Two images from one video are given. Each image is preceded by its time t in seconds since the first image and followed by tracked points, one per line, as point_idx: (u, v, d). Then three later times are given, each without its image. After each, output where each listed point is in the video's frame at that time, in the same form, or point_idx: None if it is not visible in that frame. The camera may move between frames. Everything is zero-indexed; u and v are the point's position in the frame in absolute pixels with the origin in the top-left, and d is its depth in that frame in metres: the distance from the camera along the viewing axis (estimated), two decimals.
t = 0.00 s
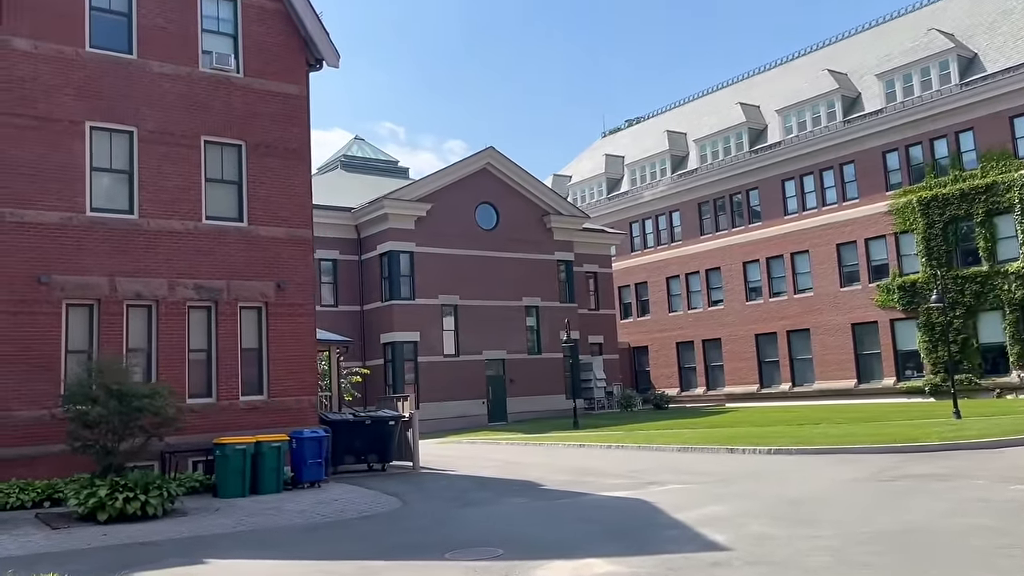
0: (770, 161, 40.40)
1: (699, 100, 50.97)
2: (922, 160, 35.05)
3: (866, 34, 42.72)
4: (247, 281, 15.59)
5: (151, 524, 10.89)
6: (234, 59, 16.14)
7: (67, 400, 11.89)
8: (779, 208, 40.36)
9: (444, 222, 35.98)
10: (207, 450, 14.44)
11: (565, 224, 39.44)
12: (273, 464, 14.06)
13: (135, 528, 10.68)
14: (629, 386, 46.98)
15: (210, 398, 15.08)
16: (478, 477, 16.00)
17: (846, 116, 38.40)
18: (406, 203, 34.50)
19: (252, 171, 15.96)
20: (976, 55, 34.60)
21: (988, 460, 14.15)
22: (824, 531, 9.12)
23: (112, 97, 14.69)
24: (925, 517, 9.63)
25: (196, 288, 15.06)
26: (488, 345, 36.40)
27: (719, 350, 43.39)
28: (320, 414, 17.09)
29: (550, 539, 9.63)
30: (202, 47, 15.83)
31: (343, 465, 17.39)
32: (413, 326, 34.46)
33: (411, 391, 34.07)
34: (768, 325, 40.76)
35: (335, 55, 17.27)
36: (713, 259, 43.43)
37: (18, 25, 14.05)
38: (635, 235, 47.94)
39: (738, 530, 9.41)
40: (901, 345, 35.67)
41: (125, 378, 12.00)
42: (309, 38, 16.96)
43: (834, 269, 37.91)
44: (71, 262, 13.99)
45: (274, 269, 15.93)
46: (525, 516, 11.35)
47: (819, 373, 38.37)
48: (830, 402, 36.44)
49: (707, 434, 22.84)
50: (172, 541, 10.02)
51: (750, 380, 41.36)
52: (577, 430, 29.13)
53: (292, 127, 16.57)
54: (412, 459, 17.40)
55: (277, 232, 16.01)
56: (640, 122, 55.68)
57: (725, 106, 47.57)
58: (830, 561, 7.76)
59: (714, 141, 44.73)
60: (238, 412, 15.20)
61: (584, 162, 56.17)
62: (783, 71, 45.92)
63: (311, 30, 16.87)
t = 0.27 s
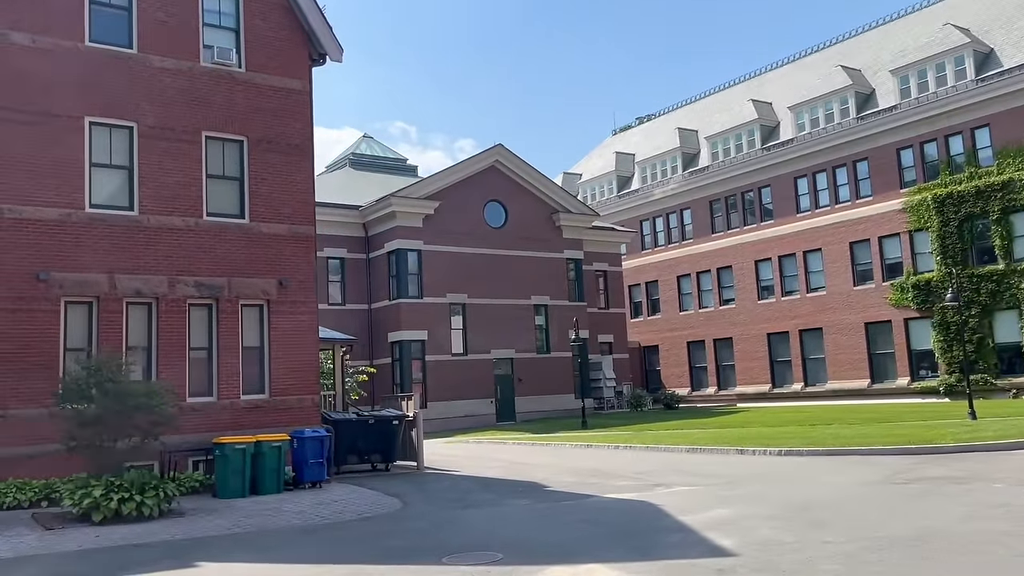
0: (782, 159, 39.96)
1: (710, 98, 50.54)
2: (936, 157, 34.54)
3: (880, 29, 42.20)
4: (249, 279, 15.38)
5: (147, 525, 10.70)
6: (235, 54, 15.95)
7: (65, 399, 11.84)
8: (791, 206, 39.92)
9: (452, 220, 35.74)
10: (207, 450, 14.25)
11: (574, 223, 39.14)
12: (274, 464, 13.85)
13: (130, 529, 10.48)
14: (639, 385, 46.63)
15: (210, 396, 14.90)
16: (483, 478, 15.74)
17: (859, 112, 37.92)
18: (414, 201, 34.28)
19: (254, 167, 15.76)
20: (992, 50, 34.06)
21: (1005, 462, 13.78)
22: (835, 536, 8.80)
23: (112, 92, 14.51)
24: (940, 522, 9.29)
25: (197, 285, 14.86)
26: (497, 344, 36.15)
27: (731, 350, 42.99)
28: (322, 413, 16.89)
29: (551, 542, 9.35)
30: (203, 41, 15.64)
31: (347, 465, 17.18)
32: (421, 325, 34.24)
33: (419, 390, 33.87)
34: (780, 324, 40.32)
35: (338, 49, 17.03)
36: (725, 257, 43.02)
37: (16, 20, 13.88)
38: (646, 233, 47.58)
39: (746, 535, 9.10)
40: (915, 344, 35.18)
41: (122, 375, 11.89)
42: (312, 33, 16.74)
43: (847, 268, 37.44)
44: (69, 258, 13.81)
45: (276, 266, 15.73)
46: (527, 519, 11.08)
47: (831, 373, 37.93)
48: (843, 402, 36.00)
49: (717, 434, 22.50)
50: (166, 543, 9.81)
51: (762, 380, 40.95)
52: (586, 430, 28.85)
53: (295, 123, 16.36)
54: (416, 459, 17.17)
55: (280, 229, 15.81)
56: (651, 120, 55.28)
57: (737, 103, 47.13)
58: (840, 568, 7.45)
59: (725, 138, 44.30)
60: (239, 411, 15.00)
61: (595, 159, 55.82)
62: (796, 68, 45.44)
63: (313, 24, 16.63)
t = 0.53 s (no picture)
0: (788, 159, 39.62)
1: (716, 98, 50.20)
2: (944, 158, 34.18)
3: (887, 29, 41.82)
4: (244, 276, 15.14)
5: (133, 527, 10.46)
6: (232, 48, 15.71)
7: (52, 396, 11.58)
8: (796, 207, 39.57)
9: (455, 219, 35.48)
10: (200, 450, 14.03)
11: (578, 223, 38.86)
12: (267, 465, 13.60)
13: (116, 531, 10.24)
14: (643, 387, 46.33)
15: (204, 395, 14.66)
16: (480, 480, 15.47)
17: (866, 113, 37.56)
18: (416, 200, 34.02)
19: (250, 163, 15.52)
20: (1001, 50, 33.69)
21: (1015, 468, 13.46)
22: (839, 544, 8.52)
23: (106, 85, 14.29)
24: (947, 530, 8.99)
25: (191, 282, 14.62)
26: (499, 344, 35.87)
27: (735, 351, 42.65)
28: (317, 412, 16.64)
29: (546, 547, 9.09)
30: (199, 35, 15.41)
31: (344, 466, 16.94)
32: (423, 324, 33.98)
33: (420, 390, 33.61)
34: (785, 326, 39.98)
35: (337, 44, 16.82)
36: (730, 258, 42.69)
37: (8, 12, 13.67)
38: (650, 234, 47.27)
39: (747, 542, 8.82)
40: (922, 347, 34.81)
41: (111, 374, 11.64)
42: (310, 27, 16.50)
43: (853, 269, 37.09)
44: (61, 254, 13.59)
45: (271, 263, 15.49)
46: (523, 523, 10.80)
47: (836, 375, 37.58)
48: (848, 405, 35.66)
49: (720, 437, 22.19)
50: (151, 546, 9.56)
51: (766, 382, 40.61)
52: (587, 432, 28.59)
53: (292, 118, 16.12)
54: (414, 460, 16.92)
55: (276, 226, 15.56)
56: (656, 120, 54.96)
57: (743, 103, 46.80)
58: None
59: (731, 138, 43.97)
60: (234, 410, 14.77)
61: (599, 159, 55.52)
62: (803, 68, 45.09)
63: (312, 19, 16.40)
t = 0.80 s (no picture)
0: (778, 167, 39.54)
1: (707, 104, 50.13)
2: (933, 168, 34.15)
3: (878, 38, 41.83)
4: (223, 275, 14.83)
5: (99, 531, 10.13)
6: (215, 42, 15.44)
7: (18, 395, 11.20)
8: (786, 215, 39.49)
9: (443, 222, 35.19)
10: (174, 453, 13.70)
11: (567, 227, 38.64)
12: (243, 468, 13.28)
13: (81, 536, 9.92)
14: (631, 393, 46.12)
15: (180, 396, 14.33)
16: (462, 486, 15.19)
17: (856, 121, 37.53)
18: (404, 202, 33.73)
19: (232, 160, 15.23)
20: (991, 61, 33.70)
21: (1002, 480, 13.28)
22: (825, 557, 8.29)
23: (83, 78, 13.98)
24: (936, 542, 8.78)
25: (168, 280, 14.30)
26: (486, 348, 35.59)
27: (723, 358, 42.51)
28: (297, 414, 16.35)
29: (524, 557, 8.82)
30: (181, 29, 15.13)
31: (324, 470, 16.63)
32: (409, 327, 33.66)
33: (405, 394, 33.28)
34: (773, 334, 39.87)
35: (322, 41, 16.56)
36: (719, 265, 42.56)
37: None
38: (640, 239, 47.11)
39: (731, 553, 8.58)
40: (909, 356, 34.74)
41: (81, 373, 11.30)
42: (295, 23, 16.23)
43: (842, 277, 37.01)
44: (34, 250, 13.26)
45: (251, 261, 15.18)
46: (503, 531, 10.53)
47: (824, 383, 37.48)
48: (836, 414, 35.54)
49: (707, 444, 21.98)
50: (116, 552, 9.24)
51: (754, 390, 40.47)
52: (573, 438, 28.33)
53: (275, 115, 15.84)
54: (395, 465, 16.62)
55: (257, 224, 15.26)
56: (647, 125, 54.86)
57: (734, 110, 46.74)
58: None
59: (721, 145, 43.89)
60: (210, 412, 14.45)
61: (590, 164, 55.37)
62: (793, 76, 45.06)
63: (296, 15, 16.13)
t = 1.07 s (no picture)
0: (753, 179, 39.65)
1: (683, 116, 50.24)
2: (905, 184, 34.41)
3: (853, 55, 42.16)
4: (183, 276, 14.41)
5: (40, 540, 9.70)
6: (181, 38, 15.06)
7: None
8: (759, 227, 39.61)
9: (416, 227, 34.83)
10: (127, 458, 13.25)
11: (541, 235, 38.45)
12: (198, 475, 12.86)
13: (21, 545, 9.48)
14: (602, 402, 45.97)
15: (135, 400, 13.89)
16: (426, 496, 14.86)
17: (830, 136, 37.74)
18: (377, 205, 33.32)
19: (195, 158, 14.84)
20: (963, 79, 34.02)
21: (969, 497, 13.21)
22: None
23: (41, 69, 13.54)
24: (903, 562, 8.61)
25: (125, 280, 13.86)
26: (457, 356, 35.24)
27: (694, 369, 42.49)
28: (257, 421, 15.96)
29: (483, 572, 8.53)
30: (145, 22, 14.75)
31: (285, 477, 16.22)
32: (379, 333, 33.22)
33: (374, 400, 32.83)
34: (744, 346, 39.91)
35: (292, 39, 16.21)
36: (692, 276, 42.59)
37: None
38: (614, 249, 47.06)
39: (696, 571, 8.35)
40: (878, 371, 34.90)
41: (27, 375, 10.85)
42: (264, 20, 15.88)
43: (813, 291, 37.16)
44: None
45: (213, 262, 14.78)
46: (463, 544, 10.23)
47: (794, 396, 37.56)
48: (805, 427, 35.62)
49: (676, 456, 21.81)
50: (55, 562, 8.82)
51: (724, 401, 40.48)
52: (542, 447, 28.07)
53: (241, 113, 15.47)
54: (358, 473, 16.25)
55: (219, 224, 14.87)
56: (623, 136, 54.88)
57: (710, 122, 46.87)
58: None
59: (696, 157, 43.96)
60: (166, 417, 14.02)
61: (566, 173, 55.27)
62: (769, 90, 45.28)
63: (266, 11, 15.78)
